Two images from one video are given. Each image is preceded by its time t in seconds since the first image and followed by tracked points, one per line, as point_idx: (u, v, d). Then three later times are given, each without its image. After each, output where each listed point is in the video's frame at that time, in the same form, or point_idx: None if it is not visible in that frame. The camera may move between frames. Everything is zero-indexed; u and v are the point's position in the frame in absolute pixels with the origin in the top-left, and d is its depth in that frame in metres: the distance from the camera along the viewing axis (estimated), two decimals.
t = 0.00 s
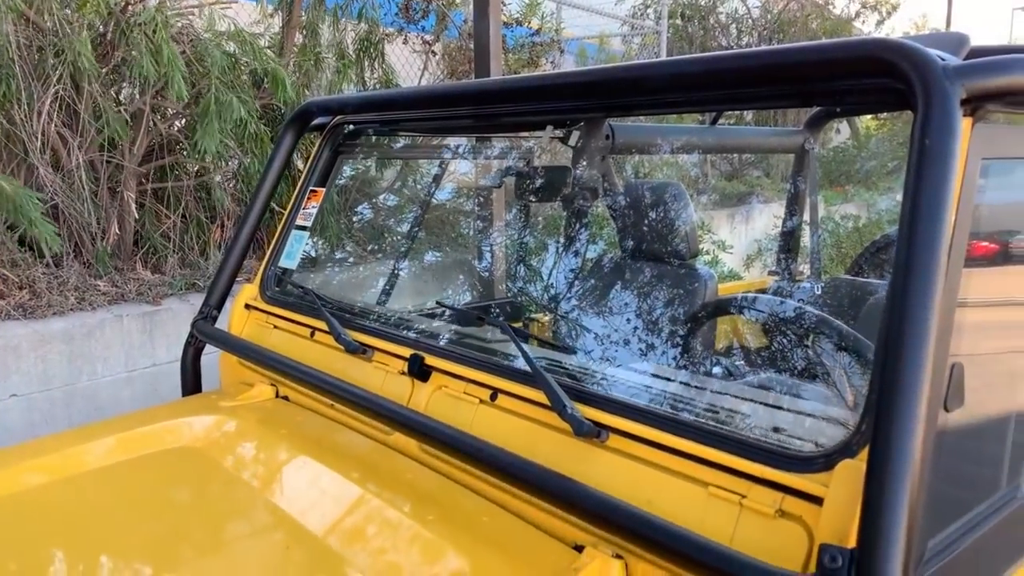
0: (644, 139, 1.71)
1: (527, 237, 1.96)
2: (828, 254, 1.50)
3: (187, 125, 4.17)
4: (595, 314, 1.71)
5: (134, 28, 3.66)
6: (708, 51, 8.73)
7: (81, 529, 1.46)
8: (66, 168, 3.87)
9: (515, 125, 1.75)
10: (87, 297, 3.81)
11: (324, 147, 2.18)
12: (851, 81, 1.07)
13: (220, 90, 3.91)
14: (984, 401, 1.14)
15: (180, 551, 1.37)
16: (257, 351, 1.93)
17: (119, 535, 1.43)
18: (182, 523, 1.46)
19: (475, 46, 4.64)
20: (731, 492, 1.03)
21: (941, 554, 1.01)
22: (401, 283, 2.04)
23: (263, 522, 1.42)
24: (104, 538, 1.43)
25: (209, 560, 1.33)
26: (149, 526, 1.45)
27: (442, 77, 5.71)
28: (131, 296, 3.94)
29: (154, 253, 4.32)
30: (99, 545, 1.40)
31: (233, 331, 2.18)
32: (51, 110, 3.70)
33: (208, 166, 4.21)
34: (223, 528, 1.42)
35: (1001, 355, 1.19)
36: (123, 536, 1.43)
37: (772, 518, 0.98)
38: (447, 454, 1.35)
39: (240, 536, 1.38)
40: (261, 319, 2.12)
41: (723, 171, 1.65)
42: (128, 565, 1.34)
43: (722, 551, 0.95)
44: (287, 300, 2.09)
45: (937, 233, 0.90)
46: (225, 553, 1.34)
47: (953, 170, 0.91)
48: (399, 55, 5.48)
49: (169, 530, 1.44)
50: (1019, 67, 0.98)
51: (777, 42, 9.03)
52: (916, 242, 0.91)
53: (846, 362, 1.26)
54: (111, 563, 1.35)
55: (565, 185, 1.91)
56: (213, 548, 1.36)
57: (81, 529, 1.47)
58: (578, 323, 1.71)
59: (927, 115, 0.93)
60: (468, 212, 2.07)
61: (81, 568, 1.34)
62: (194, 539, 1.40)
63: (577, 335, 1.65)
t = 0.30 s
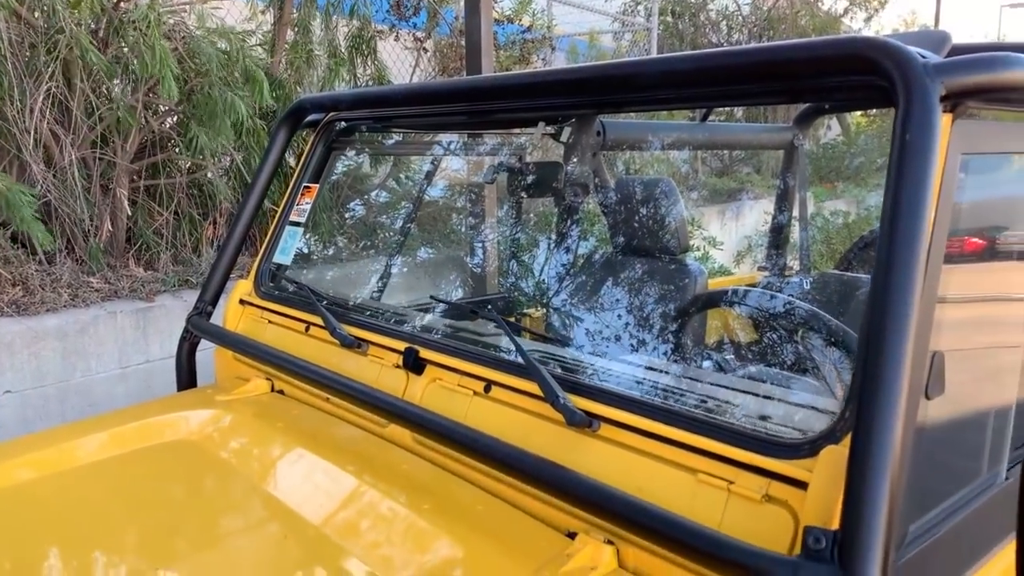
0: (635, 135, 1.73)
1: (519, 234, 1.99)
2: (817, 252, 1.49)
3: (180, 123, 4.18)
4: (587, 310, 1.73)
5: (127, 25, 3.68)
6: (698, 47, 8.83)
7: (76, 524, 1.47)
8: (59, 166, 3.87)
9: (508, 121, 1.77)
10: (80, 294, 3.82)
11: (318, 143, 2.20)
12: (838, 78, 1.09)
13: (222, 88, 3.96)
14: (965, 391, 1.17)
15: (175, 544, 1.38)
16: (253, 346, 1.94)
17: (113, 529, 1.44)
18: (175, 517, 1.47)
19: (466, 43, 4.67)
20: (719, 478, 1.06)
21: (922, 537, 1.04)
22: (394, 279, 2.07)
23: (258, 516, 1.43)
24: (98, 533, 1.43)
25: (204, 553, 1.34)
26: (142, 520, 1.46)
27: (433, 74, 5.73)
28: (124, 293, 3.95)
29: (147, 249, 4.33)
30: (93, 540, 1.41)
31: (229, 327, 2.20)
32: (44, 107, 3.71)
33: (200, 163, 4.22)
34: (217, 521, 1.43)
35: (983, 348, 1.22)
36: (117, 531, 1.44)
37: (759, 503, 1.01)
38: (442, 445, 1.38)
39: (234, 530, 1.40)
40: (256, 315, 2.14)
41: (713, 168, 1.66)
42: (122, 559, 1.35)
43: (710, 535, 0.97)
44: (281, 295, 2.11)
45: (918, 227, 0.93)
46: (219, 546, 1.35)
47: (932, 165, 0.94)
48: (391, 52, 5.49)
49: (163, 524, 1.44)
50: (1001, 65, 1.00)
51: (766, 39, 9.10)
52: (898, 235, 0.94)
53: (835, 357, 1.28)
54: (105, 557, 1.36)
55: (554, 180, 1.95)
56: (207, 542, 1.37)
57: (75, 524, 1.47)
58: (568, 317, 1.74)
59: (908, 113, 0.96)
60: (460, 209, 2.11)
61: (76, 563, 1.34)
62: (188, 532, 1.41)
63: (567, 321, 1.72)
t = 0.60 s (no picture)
0: (630, 132, 1.72)
1: (516, 232, 2.06)
2: (813, 249, 1.49)
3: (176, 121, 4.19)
4: (583, 306, 1.78)
5: (124, 25, 3.68)
6: (693, 46, 8.86)
7: (74, 520, 1.49)
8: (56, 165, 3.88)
9: (502, 121, 1.79)
10: (78, 292, 3.83)
11: (314, 141, 2.22)
12: (823, 81, 1.12)
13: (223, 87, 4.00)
14: (943, 386, 1.20)
15: (172, 541, 1.40)
16: (250, 343, 1.97)
17: (111, 526, 1.46)
18: (171, 515, 1.49)
19: (461, 42, 4.68)
20: (706, 471, 1.09)
21: (903, 529, 1.07)
22: (388, 277, 2.09)
23: (254, 512, 1.46)
24: (96, 530, 1.45)
25: (201, 549, 1.36)
26: (139, 517, 1.48)
27: (429, 73, 5.75)
28: (121, 291, 3.97)
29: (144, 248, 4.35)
30: (92, 536, 1.43)
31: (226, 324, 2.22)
32: (41, 107, 3.71)
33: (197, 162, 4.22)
34: (214, 519, 1.45)
35: (965, 345, 1.25)
36: (115, 527, 1.46)
37: (745, 496, 1.03)
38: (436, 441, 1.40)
39: (230, 526, 1.42)
40: (253, 314, 2.16)
41: (710, 167, 1.66)
42: (120, 555, 1.37)
43: (695, 527, 1.00)
44: (279, 292, 2.14)
45: (897, 227, 0.96)
46: (216, 543, 1.37)
47: (911, 167, 0.97)
48: (386, 51, 5.50)
49: (160, 521, 1.46)
50: (979, 71, 1.03)
51: (762, 37, 9.14)
52: (878, 235, 0.96)
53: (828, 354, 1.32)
54: (104, 553, 1.37)
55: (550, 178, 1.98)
56: (204, 539, 1.39)
57: (73, 521, 1.49)
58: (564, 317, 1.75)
59: (890, 116, 0.99)
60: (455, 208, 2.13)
61: (75, 559, 1.36)
62: (185, 529, 1.43)
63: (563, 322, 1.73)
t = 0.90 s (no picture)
0: (626, 132, 1.77)
1: (510, 230, 2.04)
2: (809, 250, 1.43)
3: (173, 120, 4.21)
4: (579, 306, 1.80)
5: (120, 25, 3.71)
6: (691, 45, 8.91)
7: (68, 516, 1.50)
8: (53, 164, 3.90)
9: (493, 120, 1.81)
10: (75, 290, 3.85)
11: (308, 141, 2.24)
12: (801, 83, 1.13)
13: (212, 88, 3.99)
14: (916, 382, 1.23)
15: (166, 536, 1.41)
16: (244, 340, 1.99)
17: (104, 522, 1.47)
18: (164, 511, 1.50)
19: (457, 42, 4.70)
20: (684, 466, 1.12)
21: (876, 522, 1.09)
22: (384, 276, 2.12)
23: (247, 509, 1.47)
24: (90, 526, 1.46)
25: (194, 544, 1.38)
26: (132, 513, 1.50)
27: (426, 72, 5.78)
28: (118, 289, 3.98)
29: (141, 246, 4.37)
30: (86, 532, 1.44)
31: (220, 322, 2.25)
32: (38, 105, 3.73)
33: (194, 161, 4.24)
34: (206, 515, 1.47)
35: (939, 343, 1.28)
36: (108, 523, 1.47)
37: (721, 490, 1.06)
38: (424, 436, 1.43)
39: (222, 522, 1.44)
40: (247, 312, 2.18)
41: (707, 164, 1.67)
42: (115, 549, 1.38)
43: (673, 521, 1.02)
44: (273, 291, 2.16)
45: (868, 227, 0.98)
46: (208, 538, 1.39)
47: (881, 169, 0.99)
48: (383, 50, 5.53)
49: (153, 517, 1.48)
50: (951, 74, 1.05)
51: (759, 36, 9.16)
52: (849, 234, 0.99)
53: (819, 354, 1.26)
54: (98, 548, 1.39)
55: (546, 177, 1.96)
56: (197, 534, 1.41)
57: (68, 517, 1.50)
58: (556, 318, 1.75)
59: (861, 119, 1.01)
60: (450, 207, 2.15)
61: (70, 553, 1.38)
62: (178, 525, 1.45)
63: (558, 325, 1.73)
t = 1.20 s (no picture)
0: (622, 129, 1.73)
1: (505, 227, 2.06)
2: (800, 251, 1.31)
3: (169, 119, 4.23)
4: (574, 305, 1.78)
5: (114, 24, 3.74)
6: (688, 44, 8.94)
7: (63, 510, 1.51)
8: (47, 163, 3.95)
9: (480, 120, 1.82)
10: (70, 288, 3.88)
11: (298, 139, 2.26)
12: (773, 83, 1.15)
13: (207, 87, 4.01)
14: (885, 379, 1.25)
15: (162, 531, 1.41)
16: (234, 338, 2.01)
17: (102, 516, 1.48)
18: (161, 507, 1.50)
19: (452, 40, 4.72)
20: (656, 459, 1.14)
21: (843, 515, 1.11)
22: (377, 275, 2.11)
23: (241, 503, 1.47)
24: (85, 519, 1.47)
25: (191, 538, 1.38)
26: (132, 509, 1.50)
27: (422, 71, 5.80)
28: (113, 287, 4.00)
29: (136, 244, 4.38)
30: (82, 526, 1.45)
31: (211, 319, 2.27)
32: (32, 105, 3.78)
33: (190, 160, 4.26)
34: (201, 509, 1.47)
35: (909, 339, 1.30)
36: (106, 518, 1.47)
37: (692, 482, 1.08)
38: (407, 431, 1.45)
39: (217, 517, 1.44)
40: (237, 310, 2.20)
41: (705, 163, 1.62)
42: (112, 543, 1.38)
43: (647, 513, 1.04)
44: (263, 288, 2.17)
45: (833, 222, 1.00)
46: (204, 532, 1.39)
47: (847, 167, 1.01)
48: (379, 49, 5.55)
49: (151, 513, 1.48)
50: (922, 74, 1.06)
51: (757, 34, 9.19)
52: (815, 229, 1.00)
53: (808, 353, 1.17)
54: (95, 541, 1.39)
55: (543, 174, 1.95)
56: (195, 528, 1.41)
57: (60, 511, 1.51)
58: (551, 317, 1.74)
59: (828, 118, 1.03)
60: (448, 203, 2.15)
61: (65, 546, 1.38)
62: (174, 519, 1.45)
63: (552, 324, 1.72)
